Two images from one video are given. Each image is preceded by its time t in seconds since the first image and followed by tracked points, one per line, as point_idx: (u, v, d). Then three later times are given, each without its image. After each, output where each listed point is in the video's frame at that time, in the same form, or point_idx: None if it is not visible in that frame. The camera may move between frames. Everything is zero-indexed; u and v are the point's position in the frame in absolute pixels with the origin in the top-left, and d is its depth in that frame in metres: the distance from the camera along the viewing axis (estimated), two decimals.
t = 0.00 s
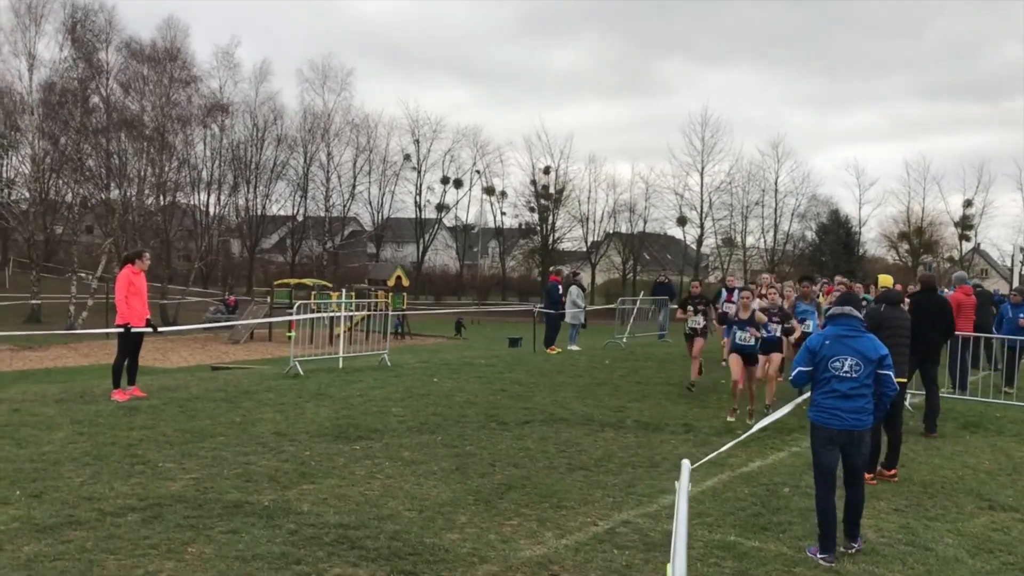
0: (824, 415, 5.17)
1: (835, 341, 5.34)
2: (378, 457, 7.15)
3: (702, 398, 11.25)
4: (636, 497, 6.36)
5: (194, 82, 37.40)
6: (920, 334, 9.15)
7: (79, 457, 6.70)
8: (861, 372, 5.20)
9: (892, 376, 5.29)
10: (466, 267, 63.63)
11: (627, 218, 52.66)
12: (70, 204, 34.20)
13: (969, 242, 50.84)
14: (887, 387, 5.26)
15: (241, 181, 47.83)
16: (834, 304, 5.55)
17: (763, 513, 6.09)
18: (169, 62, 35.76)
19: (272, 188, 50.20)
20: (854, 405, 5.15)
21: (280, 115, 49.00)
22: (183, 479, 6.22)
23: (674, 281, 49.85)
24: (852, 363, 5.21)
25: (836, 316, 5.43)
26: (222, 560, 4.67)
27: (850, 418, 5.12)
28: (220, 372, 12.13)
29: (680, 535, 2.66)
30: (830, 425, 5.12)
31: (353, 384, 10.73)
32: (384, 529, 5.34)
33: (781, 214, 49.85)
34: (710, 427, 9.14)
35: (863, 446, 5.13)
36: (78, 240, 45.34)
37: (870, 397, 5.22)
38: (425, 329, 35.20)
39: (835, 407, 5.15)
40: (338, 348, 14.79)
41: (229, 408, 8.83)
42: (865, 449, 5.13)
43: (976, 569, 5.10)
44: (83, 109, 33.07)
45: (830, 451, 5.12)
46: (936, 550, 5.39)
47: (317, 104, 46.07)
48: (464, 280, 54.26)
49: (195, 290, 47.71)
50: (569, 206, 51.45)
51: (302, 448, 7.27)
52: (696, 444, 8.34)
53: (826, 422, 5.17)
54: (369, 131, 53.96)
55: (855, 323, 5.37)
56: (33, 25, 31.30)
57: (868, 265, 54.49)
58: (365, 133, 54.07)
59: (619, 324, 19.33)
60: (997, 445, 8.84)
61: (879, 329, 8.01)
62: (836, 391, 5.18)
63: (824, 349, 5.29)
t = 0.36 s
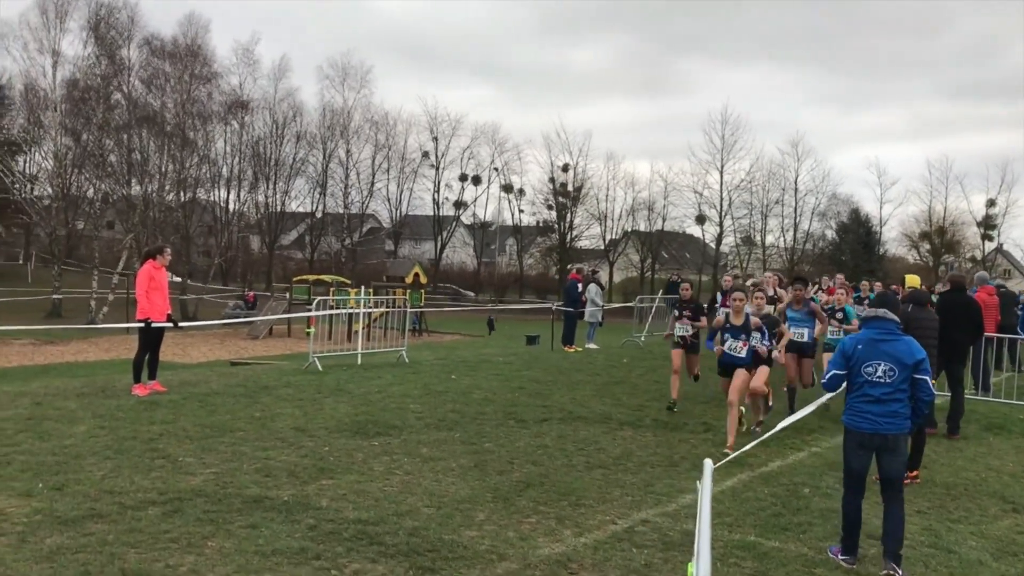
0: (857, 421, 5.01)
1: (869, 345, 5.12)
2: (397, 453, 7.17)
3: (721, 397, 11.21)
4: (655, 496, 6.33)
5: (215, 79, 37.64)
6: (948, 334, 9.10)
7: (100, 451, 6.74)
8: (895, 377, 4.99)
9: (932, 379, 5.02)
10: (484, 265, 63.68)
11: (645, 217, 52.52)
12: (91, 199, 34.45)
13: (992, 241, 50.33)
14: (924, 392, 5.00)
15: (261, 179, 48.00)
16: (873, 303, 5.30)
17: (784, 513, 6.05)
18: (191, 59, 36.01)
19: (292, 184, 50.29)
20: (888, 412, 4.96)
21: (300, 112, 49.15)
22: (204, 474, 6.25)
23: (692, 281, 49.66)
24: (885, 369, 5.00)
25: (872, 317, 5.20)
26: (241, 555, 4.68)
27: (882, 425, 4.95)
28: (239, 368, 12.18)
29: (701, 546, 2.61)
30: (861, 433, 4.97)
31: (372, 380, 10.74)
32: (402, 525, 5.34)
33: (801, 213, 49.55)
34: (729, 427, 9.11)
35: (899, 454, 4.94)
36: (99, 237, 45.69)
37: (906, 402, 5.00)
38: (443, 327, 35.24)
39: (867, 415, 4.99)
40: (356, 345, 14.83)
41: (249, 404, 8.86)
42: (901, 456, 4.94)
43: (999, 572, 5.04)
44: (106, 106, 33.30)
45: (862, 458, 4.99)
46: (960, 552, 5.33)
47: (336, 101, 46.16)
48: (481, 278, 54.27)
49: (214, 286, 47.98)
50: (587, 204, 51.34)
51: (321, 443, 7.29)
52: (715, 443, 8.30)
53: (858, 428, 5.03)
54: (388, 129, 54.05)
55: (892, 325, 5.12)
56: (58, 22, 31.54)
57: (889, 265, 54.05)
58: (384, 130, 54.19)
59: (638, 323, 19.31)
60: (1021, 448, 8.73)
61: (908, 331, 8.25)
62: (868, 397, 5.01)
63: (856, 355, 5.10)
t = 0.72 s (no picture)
0: (895, 421, 4.86)
1: (908, 342, 4.97)
2: (413, 448, 7.18)
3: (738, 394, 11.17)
4: (670, 492, 6.32)
5: (231, 75, 37.77)
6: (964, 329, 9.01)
7: (117, 446, 6.79)
8: (935, 376, 4.83)
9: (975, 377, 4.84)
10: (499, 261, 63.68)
11: (660, 212, 52.37)
12: (107, 196, 34.63)
13: (1011, 236, 49.83)
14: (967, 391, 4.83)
15: (277, 175, 48.13)
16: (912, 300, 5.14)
17: (800, 509, 6.02)
18: (208, 57, 36.21)
19: (307, 180, 50.41)
20: (926, 411, 4.80)
21: (315, 108, 49.26)
22: (219, 469, 6.27)
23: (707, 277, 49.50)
24: (924, 367, 4.84)
25: (912, 314, 5.04)
26: (257, 550, 4.70)
27: (921, 425, 4.78)
28: (255, 364, 12.24)
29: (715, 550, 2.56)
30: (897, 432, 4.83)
31: (387, 376, 10.76)
32: (417, 520, 5.34)
33: (817, 208, 49.25)
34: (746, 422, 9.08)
35: (938, 454, 4.76)
36: (116, 234, 46.00)
37: (948, 401, 4.83)
38: (457, 323, 35.22)
39: (904, 414, 4.84)
40: (370, 341, 14.88)
41: (265, 400, 8.89)
42: (940, 457, 4.75)
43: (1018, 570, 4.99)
44: (123, 103, 33.45)
45: (897, 459, 4.86)
46: (979, 550, 5.28)
47: (351, 97, 46.25)
48: (496, 274, 54.28)
49: (230, 282, 48.24)
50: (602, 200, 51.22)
51: (336, 439, 7.31)
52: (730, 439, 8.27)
53: (895, 428, 4.89)
54: (402, 125, 54.08)
55: (932, 321, 4.96)
56: (75, 20, 31.70)
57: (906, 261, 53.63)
58: (399, 127, 54.26)
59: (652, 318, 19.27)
60: None
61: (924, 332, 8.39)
62: (905, 396, 4.86)
63: (894, 352, 4.95)
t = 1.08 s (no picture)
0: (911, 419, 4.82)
1: (925, 338, 4.93)
2: (425, 446, 7.19)
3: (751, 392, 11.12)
4: (682, 490, 6.30)
5: (243, 75, 37.95)
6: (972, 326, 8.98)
7: (131, 445, 6.82)
8: (953, 373, 4.80)
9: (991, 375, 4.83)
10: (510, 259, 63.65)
11: (672, 209, 52.24)
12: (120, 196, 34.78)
13: None
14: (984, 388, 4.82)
15: (289, 175, 48.22)
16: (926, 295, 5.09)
17: (814, 507, 5.99)
18: (220, 58, 36.40)
19: (319, 179, 50.51)
20: (942, 408, 4.77)
21: (326, 108, 49.35)
22: (232, 467, 6.29)
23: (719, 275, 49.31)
24: (942, 364, 4.80)
25: (929, 309, 4.99)
26: (270, 548, 4.71)
27: (937, 423, 4.76)
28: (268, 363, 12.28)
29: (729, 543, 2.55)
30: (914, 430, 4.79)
31: (400, 375, 10.77)
32: (429, 519, 5.35)
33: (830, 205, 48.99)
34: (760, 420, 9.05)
35: (954, 452, 4.75)
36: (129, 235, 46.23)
37: (964, 400, 4.81)
38: (469, 321, 35.19)
39: (921, 411, 4.81)
40: (382, 339, 14.90)
41: (278, 399, 8.92)
42: (955, 455, 4.74)
43: None
44: (136, 103, 33.56)
45: (914, 457, 4.82)
46: (995, 548, 5.25)
47: (362, 97, 46.31)
48: (507, 272, 54.25)
49: (243, 281, 48.39)
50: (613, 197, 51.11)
51: (349, 437, 7.33)
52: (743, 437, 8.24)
53: (912, 425, 4.86)
54: (413, 124, 54.14)
55: (949, 318, 4.93)
56: (88, 21, 31.85)
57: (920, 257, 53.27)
58: (410, 126, 54.30)
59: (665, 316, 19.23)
60: None
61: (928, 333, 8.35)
62: (923, 393, 4.83)
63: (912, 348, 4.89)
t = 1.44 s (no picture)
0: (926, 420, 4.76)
1: (938, 335, 4.87)
2: (436, 446, 7.19)
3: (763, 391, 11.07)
4: (694, 490, 6.28)
5: (255, 76, 38.07)
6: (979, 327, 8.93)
7: (144, 445, 6.85)
8: (966, 372, 4.77)
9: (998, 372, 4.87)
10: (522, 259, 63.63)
11: (684, 208, 52.11)
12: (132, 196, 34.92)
13: None
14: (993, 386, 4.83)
15: (301, 175, 48.31)
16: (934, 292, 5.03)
17: (827, 506, 5.96)
18: (232, 58, 36.52)
19: (330, 180, 50.63)
20: (955, 408, 4.75)
21: (338, 108, 49.43)
22: (244, 467, 6.31)
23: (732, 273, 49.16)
24: (957, 363, 4.77)
25: (939, 306, 4.94)
26: (282, 548, 4.72)
27: (950, 423, 4.74)
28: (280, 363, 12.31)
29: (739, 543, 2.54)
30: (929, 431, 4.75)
31: (410, 374, 10.77)
32: (441, 518, 5.35)
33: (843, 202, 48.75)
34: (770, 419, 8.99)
35: (964, 453, 4.75)
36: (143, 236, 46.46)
37: (974, 399, 4.81)
38: (480, 320, 35.17)
39: (934, 411, 4.77)
40: (394, 339, 14.92)
41: (290, 398, 8.95)
42: (966, 456, 4.74)
43: None
44: (148, 105, 33.62)
45: (925, 459, 4.78)
46: (1008, 547, 5.22)
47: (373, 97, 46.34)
48: (519, 271, 54.20)
49: (255, 282, 48.51)
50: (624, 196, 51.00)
51: (360, 437, 7.34)
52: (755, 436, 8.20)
53: (922, 425, 4.83)
54: (424, 124, 54.17)
55: (960, 317, 4.89)
56: (101, 23, 32.01)
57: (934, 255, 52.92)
58: (421, 126, 54.35)
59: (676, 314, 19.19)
60: None
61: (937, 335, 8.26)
62: (937, 393, 4.79)
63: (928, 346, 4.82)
